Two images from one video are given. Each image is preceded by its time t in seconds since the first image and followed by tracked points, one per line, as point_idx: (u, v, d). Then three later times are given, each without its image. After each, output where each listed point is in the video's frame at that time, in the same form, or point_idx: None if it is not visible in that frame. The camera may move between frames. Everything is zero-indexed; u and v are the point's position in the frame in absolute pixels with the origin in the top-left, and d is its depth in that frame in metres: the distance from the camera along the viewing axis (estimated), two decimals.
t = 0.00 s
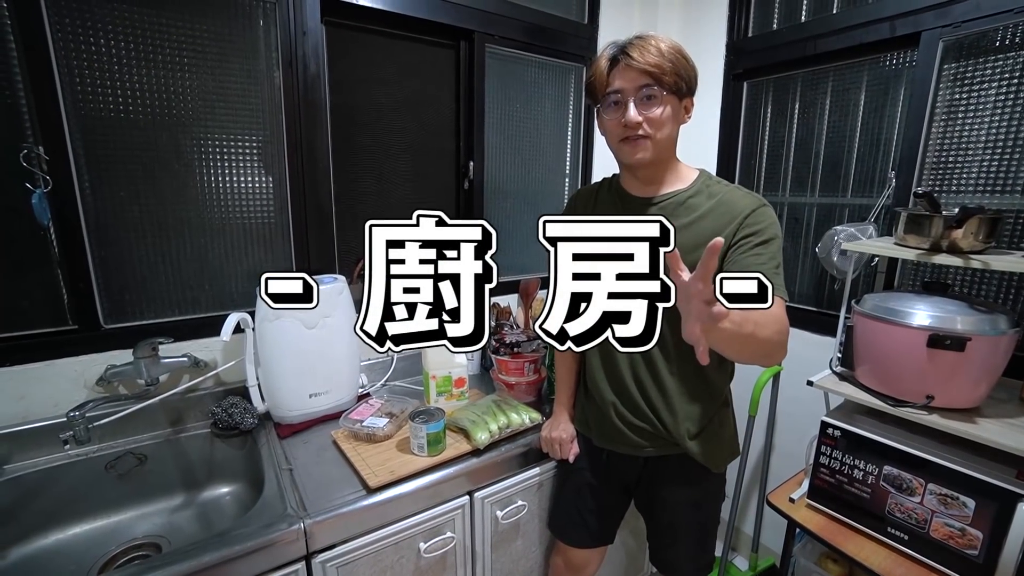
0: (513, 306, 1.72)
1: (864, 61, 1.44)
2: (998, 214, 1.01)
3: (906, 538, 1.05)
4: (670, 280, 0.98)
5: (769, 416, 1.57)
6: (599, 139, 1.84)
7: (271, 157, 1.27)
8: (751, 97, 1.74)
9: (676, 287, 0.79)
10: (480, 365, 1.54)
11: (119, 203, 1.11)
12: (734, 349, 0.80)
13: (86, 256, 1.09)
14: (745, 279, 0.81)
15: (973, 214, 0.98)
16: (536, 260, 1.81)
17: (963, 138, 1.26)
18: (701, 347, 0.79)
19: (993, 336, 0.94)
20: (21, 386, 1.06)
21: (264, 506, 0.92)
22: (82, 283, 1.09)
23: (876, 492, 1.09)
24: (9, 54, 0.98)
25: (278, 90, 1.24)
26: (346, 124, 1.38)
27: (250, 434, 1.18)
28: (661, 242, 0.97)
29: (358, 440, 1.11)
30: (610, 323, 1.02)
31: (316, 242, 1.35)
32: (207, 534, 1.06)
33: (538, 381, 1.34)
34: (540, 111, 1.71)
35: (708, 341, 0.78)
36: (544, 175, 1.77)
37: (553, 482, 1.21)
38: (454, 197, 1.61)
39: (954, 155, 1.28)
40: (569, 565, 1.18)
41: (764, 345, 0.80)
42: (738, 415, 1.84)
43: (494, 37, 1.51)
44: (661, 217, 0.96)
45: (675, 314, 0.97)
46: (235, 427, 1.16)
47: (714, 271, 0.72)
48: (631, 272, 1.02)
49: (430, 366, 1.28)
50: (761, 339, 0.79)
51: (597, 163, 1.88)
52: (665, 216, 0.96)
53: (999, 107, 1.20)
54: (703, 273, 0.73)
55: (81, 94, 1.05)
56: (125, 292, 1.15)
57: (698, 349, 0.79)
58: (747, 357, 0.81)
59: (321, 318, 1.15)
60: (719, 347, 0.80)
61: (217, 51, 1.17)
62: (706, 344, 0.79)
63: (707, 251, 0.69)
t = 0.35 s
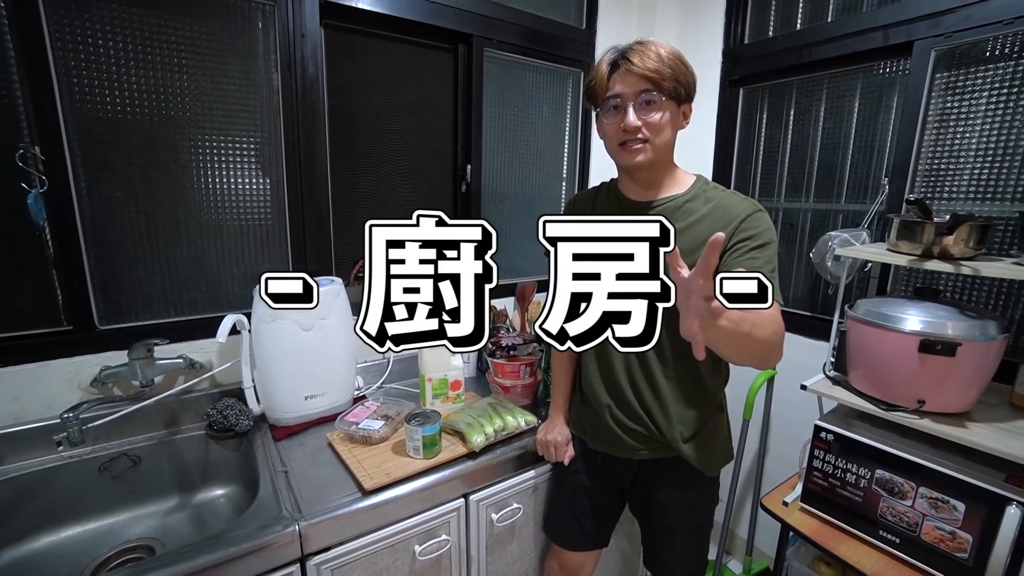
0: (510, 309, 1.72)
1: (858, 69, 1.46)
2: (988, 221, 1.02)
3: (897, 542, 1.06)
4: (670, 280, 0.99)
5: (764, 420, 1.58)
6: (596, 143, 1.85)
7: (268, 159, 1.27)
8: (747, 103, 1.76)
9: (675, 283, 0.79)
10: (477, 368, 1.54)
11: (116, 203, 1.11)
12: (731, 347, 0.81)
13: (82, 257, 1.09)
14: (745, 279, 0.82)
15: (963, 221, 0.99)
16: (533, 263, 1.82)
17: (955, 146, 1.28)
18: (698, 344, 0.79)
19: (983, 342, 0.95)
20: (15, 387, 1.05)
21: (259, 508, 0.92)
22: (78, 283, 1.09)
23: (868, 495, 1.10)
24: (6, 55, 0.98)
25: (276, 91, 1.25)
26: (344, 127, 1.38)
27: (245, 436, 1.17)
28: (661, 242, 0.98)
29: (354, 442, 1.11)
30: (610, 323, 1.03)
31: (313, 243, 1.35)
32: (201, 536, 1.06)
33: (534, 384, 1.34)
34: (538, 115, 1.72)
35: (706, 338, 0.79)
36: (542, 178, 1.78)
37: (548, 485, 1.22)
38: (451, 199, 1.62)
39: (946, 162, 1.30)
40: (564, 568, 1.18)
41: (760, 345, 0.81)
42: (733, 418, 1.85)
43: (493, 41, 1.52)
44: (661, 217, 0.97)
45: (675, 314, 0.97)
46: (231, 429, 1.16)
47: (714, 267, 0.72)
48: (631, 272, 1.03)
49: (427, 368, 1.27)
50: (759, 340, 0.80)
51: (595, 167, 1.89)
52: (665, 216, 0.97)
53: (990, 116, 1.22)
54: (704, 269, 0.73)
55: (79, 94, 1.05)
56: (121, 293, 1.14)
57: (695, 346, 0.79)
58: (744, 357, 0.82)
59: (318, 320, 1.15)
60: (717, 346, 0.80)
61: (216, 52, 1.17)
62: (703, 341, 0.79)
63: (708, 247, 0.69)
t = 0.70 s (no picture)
0: (507, 310, 1.72)
1: (854, 69, 1.46)
2: (984, 220, 1.02)
3: (895, 541, 1.06)
4: (670, 280, 0.98)
5: (762, 420, 1.58)
6: (593, 144, 1.85)
7: (264, 161, 1.26)
8: (743, 103, 1.76)
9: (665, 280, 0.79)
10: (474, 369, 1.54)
11: (112, 206, 1.11)
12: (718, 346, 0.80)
13: (77, 260, 1.09)
14: (746, 279, 0.81)
15: (960, 220, 1.00)
16: (531, 264, 1.82)
17: (950, 145, 1.28)
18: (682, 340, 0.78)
19: (980, 341, 0.96)
20: (11, 390, 1.05)
21: (256, 511, 0.92)
22: (74, 286, 1.09)
23: (866, 495, 1.10)
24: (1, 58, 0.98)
25: (272, 94, 1.24)
26: (341, 128, 1.38)
27: (243, 439, 1.17)
28: (661, 242, 0.97)
29: (351, 445, 1.11)
30: (610, 323, 1.02)
31: (310, 245, 1.35)
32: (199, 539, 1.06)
33: (532, 385, 1.34)
34: (535, 116, 1.72)
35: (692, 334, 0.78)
36: (539, 179, 1.78)
37: (546, 486, 1.22)
38: (448, 201, 1.61)
39: (942, 162, 1.30)
40: (562, 569, 1.18)
41: (752, 345, 0.81)
42: (731, 418, 1.85)
43: (489, 42, 1.52)
44: (661, 216, 0.97)
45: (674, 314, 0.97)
46: (228, 431, 1.15)
47: (702, 264, 0.72)
48: (632, 272, 1.03)
49: (424, 370, 1.26)
50: (747, 341, 0.80)
51: (592, 168, 1.89)
52: (665, 216, 0.97)
53: (985, 115, 1.22)
54: (691, 265, 0.73)
55: (73, 97, 1.04)
56: (117, 296, 1.14)
57: (678, 342, 0.78)
58: (731, 356, 0.82)
59: (316, 322, 1.15)
60: (703, 344, 0.80)
61: (211, 55, 1.17)
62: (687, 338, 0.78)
63: (692, 243, 0.70)
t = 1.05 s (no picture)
0: (508, 310, 1.72)
1: (854, 68, 1.46)
2: (986, 219, 1.02)
3: (898, 541, 1.05)
4: (670, 280, 0.97)
5: (763, 419, 1.58)
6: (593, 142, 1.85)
7: (265, 162, 1.27)
8: (743, 103, 1.76)
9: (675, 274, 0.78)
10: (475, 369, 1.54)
11: (113, 207, 1.11)
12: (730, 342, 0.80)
13: (79, 261, 1.09)
14: (747, 279, 0.80)
15: (961, 219, 0.99)
16: (531, 264, 1.82)
17: (952, 144, 1.28)
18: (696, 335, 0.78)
19: (982, 340, 0.95)
20: (12, 391, 1.05)
21: (257, 511, 0.91)
22: (74, 287, 1.09)
23: (868, 495, 1.10)
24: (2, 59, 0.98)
25: (273, 94, 1.25)
26: (342, 129, 1.39)
27: (243, 439, 1.17)
28: (661, 243, 0.97)
29: (352, 445, 1.11)
30: (610, 323, 1.02)
31: (310, 246, 1.35)
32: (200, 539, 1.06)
33: (533, 386, 1.34)
34: (535, 116, 1.72)
35: (703, 329, 0.78)
36: (540, 179, 1.78)
37: (547, 486, 1.21)
38: (449, 201, 1.61)
39: (943, 160, 1.30)
40: (564, 569, 1.18)
41: (761, 344, 0.81)
42: (732, 418, 1.85)
43: (489, 42, 1.52)
44: (661, 217, 0.96)
45: (674, 314, 0.97)
46: (229, 432, 1.15)
47: (716, 257, 0.71)
48: (631, 272, 1.02)
49: (425, 370, 1.26)
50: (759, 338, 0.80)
51: (592, 167, 1.89)
52: (665, 216, 0.96)
53: (986, 113, 1.22)
54: (705, 258, 0.72)
55: (74, 98, 1.05)
56: (118, 297, 1.14)
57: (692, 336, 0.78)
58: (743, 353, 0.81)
59: (316, 322, 1.15)
60: (714, 339, 0.80)
61: (212, 55, 1.17)
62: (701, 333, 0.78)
63: (705, 236, 0.69)
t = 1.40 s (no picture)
0: (509, 327, 1.73)
1: (847, 90, 1.49)
2: (980, 238, 1.04)
3: (903, 562, 1.04)
4: (670, 283, 0.95)
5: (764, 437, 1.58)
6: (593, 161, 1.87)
7: (269, 181, 1.29)
8: (740, 123, 1.79)
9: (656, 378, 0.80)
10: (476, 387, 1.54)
11: (119, 226, 1.13)
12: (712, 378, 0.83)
13: (84, 279, 1.10)
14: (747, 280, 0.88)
15: (955, 239, 1.01)
16: (531, 281, 1.83)
17: (945, 164, 1.30)
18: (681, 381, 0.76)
19: (980, 358, 0.96)
20: (13, 409, 1.05)
21: (257, 531, 0.91)
22: (79, 304, 1.10)
23: (872, 514, 1.09)
24: (16, 83, 1.01)
25: (278, 116, 1.27)
26: (345, 149, 1.41)
27: (244, 458, 1.16)
28: (661, 243, 0.97)
29: (353, 463, 1.11)
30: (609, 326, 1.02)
31: (313, 264, 1.36)
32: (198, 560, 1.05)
33: (534, 404, 1.34)
34: (535, 135, 1.75)
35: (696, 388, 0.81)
36: (540, 197, 1.80)
37: (548, 505, 1.21)
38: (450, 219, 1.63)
39: (937, 180, 1.32)
40: None
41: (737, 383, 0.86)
42: (733, 435, 1.84)
43: (490, 64, 1.56)
44: (661, 217, 0.97)
45: (673, 334, 0.97)
46: (229, 450, 1.15)
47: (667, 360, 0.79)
48: (631, 272, 1.02)
49: (426, 389, 1.25)
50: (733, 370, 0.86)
51: (591, 185, 1.91)
52: (665, 216, 0.97)
53: (978, 134, 1.24)
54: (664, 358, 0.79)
55: (85, 120, 1.07)
56: (122, 315, 1.15)
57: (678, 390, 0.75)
58: (723, 387, 0.85)
59: (317, 341, 1.15)
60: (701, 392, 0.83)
61: (220, 79, 1.20)
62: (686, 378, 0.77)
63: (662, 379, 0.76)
